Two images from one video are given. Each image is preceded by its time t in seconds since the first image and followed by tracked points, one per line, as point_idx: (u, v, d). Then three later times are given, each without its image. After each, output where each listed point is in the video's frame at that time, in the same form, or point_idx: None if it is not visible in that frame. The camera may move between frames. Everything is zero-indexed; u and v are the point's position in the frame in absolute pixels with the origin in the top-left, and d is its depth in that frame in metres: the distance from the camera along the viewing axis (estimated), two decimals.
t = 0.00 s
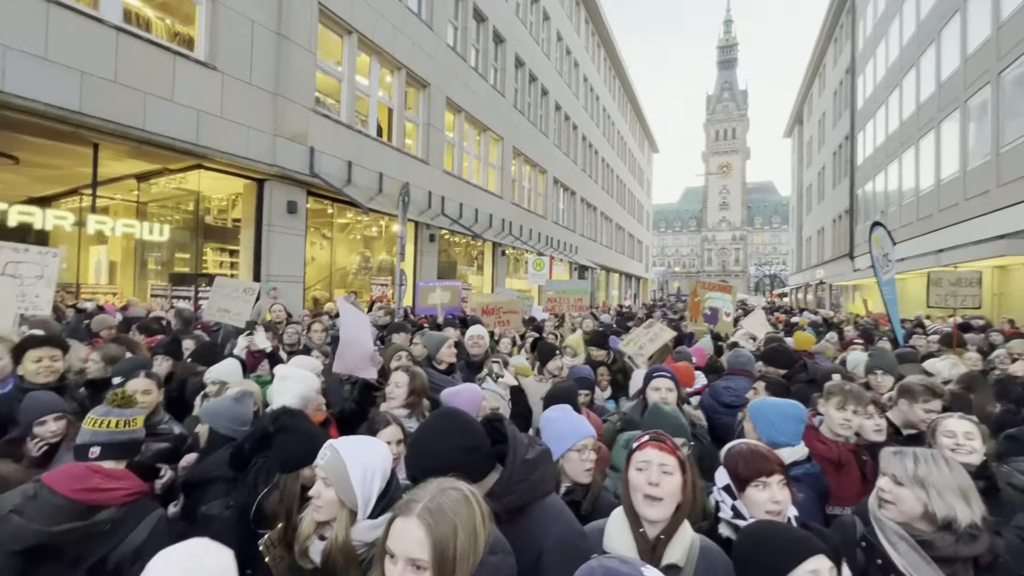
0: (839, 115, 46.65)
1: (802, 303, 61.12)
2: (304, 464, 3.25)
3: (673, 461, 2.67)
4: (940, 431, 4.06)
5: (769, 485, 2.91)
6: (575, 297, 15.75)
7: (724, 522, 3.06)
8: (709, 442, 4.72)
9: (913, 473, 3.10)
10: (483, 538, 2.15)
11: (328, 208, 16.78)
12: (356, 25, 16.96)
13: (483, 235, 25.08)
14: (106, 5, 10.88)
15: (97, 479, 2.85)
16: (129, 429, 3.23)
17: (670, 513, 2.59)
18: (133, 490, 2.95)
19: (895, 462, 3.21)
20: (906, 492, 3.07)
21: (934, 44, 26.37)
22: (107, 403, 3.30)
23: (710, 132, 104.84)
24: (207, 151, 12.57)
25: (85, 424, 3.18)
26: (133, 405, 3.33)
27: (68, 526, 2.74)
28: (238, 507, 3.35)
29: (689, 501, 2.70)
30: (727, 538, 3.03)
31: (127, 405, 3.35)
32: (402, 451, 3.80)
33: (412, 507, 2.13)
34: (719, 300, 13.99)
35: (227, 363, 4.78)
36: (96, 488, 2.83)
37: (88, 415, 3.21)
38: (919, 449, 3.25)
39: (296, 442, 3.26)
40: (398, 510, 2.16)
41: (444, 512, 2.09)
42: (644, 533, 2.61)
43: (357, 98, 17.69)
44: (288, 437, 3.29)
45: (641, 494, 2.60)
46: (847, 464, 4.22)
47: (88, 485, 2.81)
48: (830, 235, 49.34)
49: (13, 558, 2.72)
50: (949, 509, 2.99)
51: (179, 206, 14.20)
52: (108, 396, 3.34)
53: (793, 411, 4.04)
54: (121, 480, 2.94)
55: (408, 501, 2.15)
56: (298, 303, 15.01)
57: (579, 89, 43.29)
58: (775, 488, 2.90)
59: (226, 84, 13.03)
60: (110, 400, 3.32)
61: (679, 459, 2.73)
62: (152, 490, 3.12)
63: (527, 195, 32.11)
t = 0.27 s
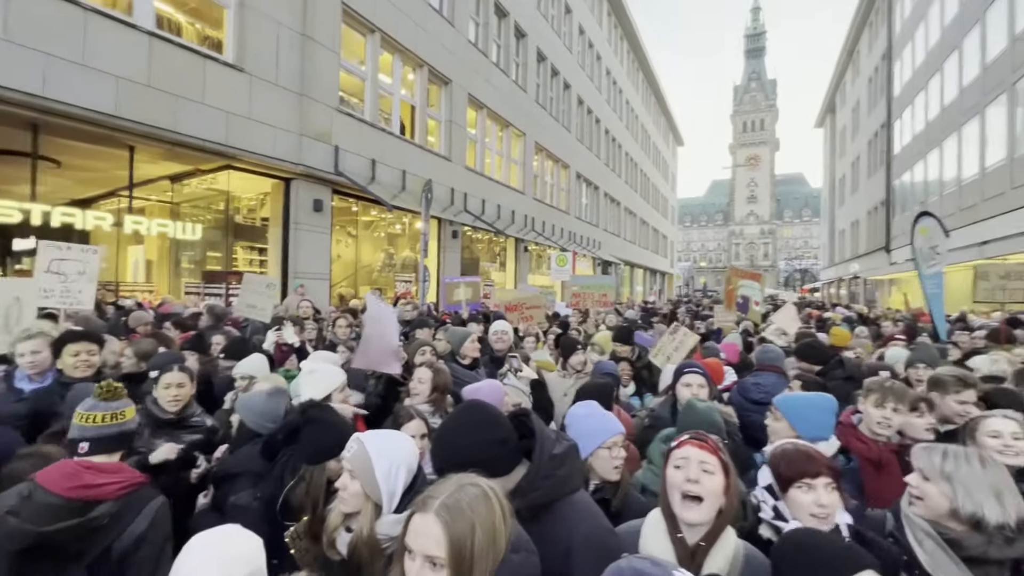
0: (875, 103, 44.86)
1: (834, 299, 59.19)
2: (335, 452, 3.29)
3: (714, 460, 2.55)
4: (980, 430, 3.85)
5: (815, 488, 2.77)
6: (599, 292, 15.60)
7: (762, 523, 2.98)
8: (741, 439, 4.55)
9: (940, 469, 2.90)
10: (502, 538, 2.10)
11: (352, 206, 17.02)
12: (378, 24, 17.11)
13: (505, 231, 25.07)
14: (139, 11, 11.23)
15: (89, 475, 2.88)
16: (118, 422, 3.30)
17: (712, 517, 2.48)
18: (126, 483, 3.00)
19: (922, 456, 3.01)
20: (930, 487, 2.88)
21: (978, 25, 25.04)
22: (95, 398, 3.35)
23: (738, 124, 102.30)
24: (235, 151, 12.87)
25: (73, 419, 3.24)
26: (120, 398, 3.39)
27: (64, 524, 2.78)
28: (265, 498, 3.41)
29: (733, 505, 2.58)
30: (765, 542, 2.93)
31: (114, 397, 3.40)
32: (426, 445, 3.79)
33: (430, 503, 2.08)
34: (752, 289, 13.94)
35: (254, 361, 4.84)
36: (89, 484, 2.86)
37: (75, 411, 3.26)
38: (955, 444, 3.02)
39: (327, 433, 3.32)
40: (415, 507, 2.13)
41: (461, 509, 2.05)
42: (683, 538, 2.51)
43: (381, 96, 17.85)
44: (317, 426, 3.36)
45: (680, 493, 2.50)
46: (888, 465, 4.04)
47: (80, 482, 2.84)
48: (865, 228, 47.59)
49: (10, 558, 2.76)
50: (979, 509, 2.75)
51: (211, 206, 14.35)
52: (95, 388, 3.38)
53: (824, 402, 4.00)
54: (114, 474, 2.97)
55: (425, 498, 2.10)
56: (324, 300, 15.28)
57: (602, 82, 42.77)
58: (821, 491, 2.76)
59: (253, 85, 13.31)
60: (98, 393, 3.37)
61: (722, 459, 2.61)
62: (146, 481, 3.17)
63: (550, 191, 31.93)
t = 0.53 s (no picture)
0: (919, 88, 42.66)
1: (875, 294, 56.75)
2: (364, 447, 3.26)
3: (763, 469, 2.40)
4: None
5: (867, 497, 2.60)
6: (628, 289, 15.36)
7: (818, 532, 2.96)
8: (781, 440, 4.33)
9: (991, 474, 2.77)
10: (533, 544, 2.04)
11: (380, 205, 17.24)
12: (404, 24, 17.24)
13: (531, 228, 24.97)
14: (176, 20, 11.64)
15: (123, 463, 3.00)
16: (146, 415, 3.45)
17: (761, 525, 2.35)
18: (159, 470, 3.12)
19: (973, 460, 2.88)
20: (981, 493, 2.77)
21: None
22: (121, 390, 3.48)
23: (771, 114, 99.03)
24: (267, 153, 13.21)
25: (102, 413, 3.38)
26: (146, 392, 3.52)
27: (101, 509, 2.92)
28: (297, 492, 3.50)
29: (785, 515, 2.42)
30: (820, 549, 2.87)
31: (141, 390, 3.53)
32: (455, 442, 3.77)
33: (459, 503, 2.05)
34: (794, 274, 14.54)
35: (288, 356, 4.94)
36: (123, 472, 2.98)
37: (104, 405, 3.40)
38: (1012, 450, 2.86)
39: (356, 429, 3.32)
40: (444, 508, 2.10)
41: (492, 511, 2.01)
42: (730, 544, 2.39)
43: (407, 96, 17.99)
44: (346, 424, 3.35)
45: (723, 500, 2.37)
46: (933, 468, 3.86)
47: (114, 471, 2.97)
48: (908, 220, 45.40)
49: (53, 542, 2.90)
50: None
51: (246, 206, 14.79)
52: (121, 382, 3.51)
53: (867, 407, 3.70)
54: (146, 462, 3.09)
55: (455, 499, 2.08)
56: (354, 298, 15.56)
57: (629, 76, 42.04)
58: (874, 501, 2.59)
59: (284, 88, 13.61)
60: (125, 385, 3.51)
61: (773, 466, 2.45)
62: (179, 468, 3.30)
63: (576, 187, 31.63)
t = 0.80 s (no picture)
0: (979, 68, 39.92)
1: (929, 289, 53.65)
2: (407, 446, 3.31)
3: (827, 480, 2.23)
4: None
5: (946, 509, 2.43)
6: (664, 285, 15.02)
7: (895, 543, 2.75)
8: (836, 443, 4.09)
9: None
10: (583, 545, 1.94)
11: (414, 204, 17.45)
12: (436, 23, 17.37)
13: (564, 224, 24.79)
14: (219, 29, 12.09)
15: (184, 449, 3.16)
16: (203, 409, 3.68)
17: (824, 539, 2.20)
18: (217, 456, 3.24)
19: None
20: None
21: None
22: (181, 383, 3.68)
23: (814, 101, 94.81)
24: (306, 155, 13.57)
25: (164, 405, 3.61)
26: (203, 387, 3.71)
27: (165, 490, 3.07)
28: (338, 489, 3.56)
29: (849, 531, 2.26)
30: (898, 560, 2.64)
31: (199, 384, 3.72)
32: (495, 440, 3.71)
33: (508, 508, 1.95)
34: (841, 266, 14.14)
35: (332, 354, 5.06)
36: (186, 457, 3.14)
37: (165, 398, 3.63)
38: None
39: (396, 428, 3.33)
40: (493, 510, 2.01)
41: (550, 512, 1.94)
42: (787, 556, 2.25)
43: (439, 95, 18.12)
44: (386, 424, 3.36)
45: (782, 511, 2.25)
46: (1003, 474, 3.53)
47: (177, 455, 3.12)
48: (966, 209, 42.65)
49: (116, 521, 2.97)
50: None
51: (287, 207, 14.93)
52: (181, 375, 3.70)
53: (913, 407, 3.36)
54: (204, 448, 3.23)
55: (516, 509, 1.93)
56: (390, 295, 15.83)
57: (663, 67, 41.09)
58: (954, 514, 2.40)
59: (321, 91, 13.94)
60: (184, 378, 3.70)
61: (839, 477, 2.28)
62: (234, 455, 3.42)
63: (609, 181, 31.18)
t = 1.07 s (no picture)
0: None
1: (995, 283, 49.96)
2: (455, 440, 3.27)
3: (923, 496, 1.99)
4: None
5: None
6: (707, 281, 14.55)
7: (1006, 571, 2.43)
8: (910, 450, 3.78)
9: None
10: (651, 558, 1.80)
11: (450, 202, 17.58)
12: (470, 21, 17.39)
13: (600, 220, 24.45)
14: (262, 36, 12.48)
15: (230, 441, 3.19)
16: (241, 406, 3.93)
17: (916, 561, 1.96)
18: (259, 448, 3.31)
19: None
20: None
21: None
22: (221, 380, 3.89)
23: (865, 86, 89.83)
24: (345, 156, 13.86)
25: (205, 402, 3.88)
26: (241, 384, 3.93)
27: (214, 480, 3.11)
28: (386, 487, 3.61)
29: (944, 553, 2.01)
30: None
31: (237, 382, 3.94)
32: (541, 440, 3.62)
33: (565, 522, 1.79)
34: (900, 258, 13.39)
35: (374, 353, 5.10)
36: (232, 448, 3.17)
37: (206, 395, 3.88)
38: None
39: (440, 426, 3.29)
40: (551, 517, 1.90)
41: (617, 523, 1.80)
42: None
43: (474, 93, 18.16)
44: (431, 420, 3.34)
45: (869, 526, 2.01)
46: None
47: (224, 446, 3.15)
48: None
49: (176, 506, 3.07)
50: None
51: (326, 208, 15.35)
52: (221, 372, 3.91)
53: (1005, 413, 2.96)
54: (246, 441, 3.28)
55: (585, 517, 1.82)
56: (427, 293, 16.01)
57: (702, 56, 39.84)
58: None
59: (358, 93, 14.19)
60: (223, 375, 3.91)
61: (931, 491, 2.03)
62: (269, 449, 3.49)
63: (646, 175, 30.51)
